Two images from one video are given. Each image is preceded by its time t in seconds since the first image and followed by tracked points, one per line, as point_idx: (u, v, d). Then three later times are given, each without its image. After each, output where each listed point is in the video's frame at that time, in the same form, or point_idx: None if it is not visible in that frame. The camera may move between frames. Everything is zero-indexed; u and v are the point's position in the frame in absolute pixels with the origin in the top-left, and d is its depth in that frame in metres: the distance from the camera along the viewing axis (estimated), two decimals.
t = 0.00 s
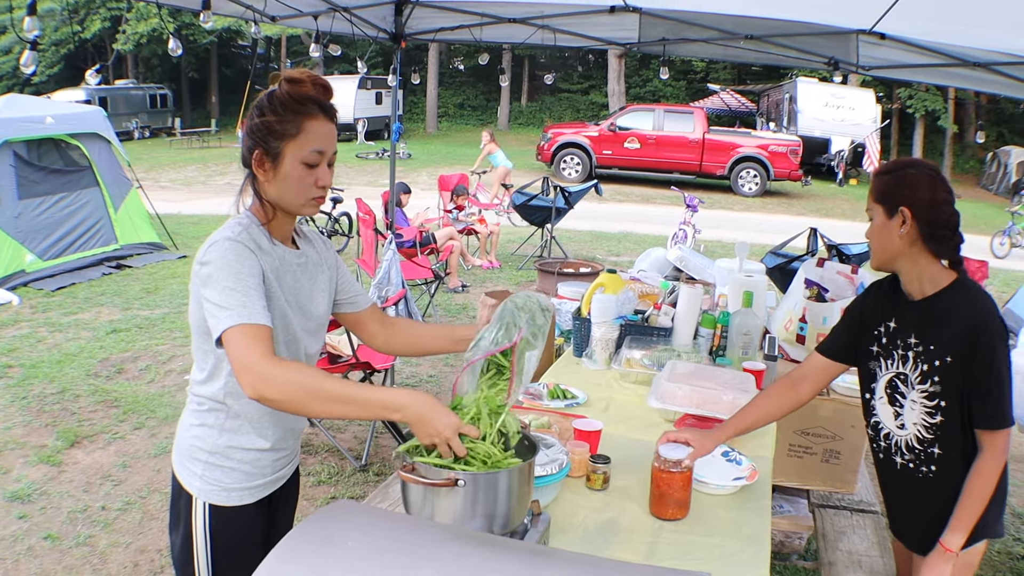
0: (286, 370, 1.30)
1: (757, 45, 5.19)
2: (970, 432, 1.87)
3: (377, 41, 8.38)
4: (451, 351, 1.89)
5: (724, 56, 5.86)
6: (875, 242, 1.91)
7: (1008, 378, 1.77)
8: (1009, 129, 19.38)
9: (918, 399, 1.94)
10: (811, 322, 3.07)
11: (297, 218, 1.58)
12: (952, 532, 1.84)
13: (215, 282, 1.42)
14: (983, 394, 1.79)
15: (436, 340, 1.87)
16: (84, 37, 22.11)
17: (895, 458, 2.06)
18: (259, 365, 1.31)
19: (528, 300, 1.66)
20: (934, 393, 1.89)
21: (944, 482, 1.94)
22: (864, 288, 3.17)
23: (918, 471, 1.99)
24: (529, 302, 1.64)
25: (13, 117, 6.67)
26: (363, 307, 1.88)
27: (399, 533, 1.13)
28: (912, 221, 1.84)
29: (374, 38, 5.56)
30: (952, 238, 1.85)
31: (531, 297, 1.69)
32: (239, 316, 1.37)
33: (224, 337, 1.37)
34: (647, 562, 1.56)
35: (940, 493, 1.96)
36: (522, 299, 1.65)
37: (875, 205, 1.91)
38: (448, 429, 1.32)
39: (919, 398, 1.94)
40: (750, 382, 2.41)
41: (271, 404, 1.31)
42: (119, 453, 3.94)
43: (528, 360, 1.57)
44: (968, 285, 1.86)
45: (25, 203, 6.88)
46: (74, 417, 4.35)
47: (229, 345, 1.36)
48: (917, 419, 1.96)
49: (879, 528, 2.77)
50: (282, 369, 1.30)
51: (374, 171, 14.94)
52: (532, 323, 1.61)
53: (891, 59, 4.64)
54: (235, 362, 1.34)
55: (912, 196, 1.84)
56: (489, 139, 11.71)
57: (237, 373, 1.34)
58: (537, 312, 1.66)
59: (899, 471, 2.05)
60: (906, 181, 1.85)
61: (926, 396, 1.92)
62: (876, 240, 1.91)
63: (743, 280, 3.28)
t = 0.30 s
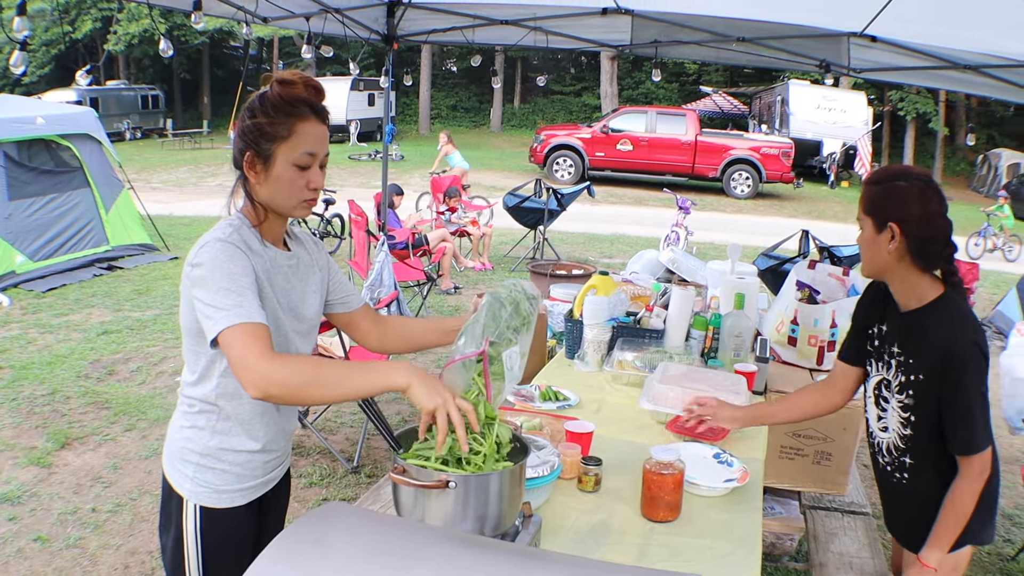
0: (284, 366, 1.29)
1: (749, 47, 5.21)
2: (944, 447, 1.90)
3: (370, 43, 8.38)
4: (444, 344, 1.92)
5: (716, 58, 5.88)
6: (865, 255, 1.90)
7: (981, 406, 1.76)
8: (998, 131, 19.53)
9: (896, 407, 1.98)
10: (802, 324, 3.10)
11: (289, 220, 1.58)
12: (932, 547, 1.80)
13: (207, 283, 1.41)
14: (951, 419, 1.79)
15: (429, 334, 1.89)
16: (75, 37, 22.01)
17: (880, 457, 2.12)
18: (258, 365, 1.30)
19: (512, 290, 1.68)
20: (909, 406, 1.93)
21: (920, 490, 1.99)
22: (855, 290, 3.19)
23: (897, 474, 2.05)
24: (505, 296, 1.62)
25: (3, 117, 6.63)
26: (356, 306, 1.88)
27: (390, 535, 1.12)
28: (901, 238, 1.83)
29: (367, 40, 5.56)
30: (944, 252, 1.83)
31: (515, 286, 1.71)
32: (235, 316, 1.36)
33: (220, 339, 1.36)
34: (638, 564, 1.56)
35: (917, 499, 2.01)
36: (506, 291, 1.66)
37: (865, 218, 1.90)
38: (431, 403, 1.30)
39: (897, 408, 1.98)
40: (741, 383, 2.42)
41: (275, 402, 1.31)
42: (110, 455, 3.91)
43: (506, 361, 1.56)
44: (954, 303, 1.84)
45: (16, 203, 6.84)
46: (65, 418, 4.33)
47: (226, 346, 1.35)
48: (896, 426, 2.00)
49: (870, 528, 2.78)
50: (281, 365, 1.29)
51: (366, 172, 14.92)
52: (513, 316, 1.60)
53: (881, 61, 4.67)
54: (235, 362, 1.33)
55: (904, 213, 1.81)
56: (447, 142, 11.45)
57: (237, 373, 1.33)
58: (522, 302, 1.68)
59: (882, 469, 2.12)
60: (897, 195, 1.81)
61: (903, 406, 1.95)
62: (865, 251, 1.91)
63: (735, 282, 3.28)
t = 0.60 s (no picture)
0: (288, 364, 1.30)
1: (750, 49, 5.21)
2: (932, 434, 1.89)
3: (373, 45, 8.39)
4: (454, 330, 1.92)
5: (718, 60, 5.87)
6: (860, 252, 1.91)
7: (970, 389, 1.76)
8: (1000, 133, 19.54)
9: (890, 397, 1.97)
10: (804, 326, 3.10)
11: (290, 221, 1.58)
12: (917, 526, 1.79)
13: (207, 284, 1.41)
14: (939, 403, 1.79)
15: (438, 320, 1.89)
16: (77, 40, 22.04)
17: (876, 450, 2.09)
18: (260, 363, 1.31)
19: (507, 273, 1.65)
20: (901, 393, 1.92)
21: (911, 479, 1.97)
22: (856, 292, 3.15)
23: (892, 465, 2.03)
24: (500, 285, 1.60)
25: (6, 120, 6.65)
26: (361, 298, 1.87)
27: (391, 535, 1.12)
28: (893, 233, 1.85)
29: (368, 42, 5.56)
30: (933, 247, 1.84)
31: (511, 269, 1.67)
32: (237, 316, 1.36)
33: (222, 340, 1.36)
34: (639, 566, 1.56)
35: (908, 489, 1.99)
36: (501, 276, 1.63)
37: (858, 215, 1.91)
38: (449, 374, 1.37)
39: (891, 398, 1.97)
40: (744, 385, 2.42)
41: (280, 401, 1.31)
42: (111, 456, 3.92)
43: (499, 351, 1.50)
44: (943, 297, 1.84)
45: (17, 205, 6.86)
46: (66, 419, 4.33)
47: (229, 346, 1.35)
48: (890, 417, 1.99)
49: (870, 530, 2.79)
50: (283, 363, 1.30)
51: (368, 174, 14.93)
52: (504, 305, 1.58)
53: (883, 62, 4.67)
54: (237, 361, 1.34)
55: (894, 210, 1.82)
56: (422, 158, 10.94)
57: (241, 372, 1.33)
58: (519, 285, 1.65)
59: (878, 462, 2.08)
60: (887, 194, 1.83)
61: (895, 396, 1.95)
62: (859, 248, 1.92)
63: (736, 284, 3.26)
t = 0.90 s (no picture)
0: (311, 360, 1.31)
1: (753, 50, 5.20)
2: (936, 405, 1.96)
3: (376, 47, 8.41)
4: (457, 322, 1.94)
5: (721, 61, 5.87)
6: (849, 242, 2.06)
7: (963, 354, 1.86)
8: (1004, 134, 19.52)
9: (887, 378, 2.06)
10: (806, 327, 3.10)
11: (290, 221, 1.58)
12: (910, 480, 1.88)
13: (215, 286, 1.41)
14: (936, 370, 1.88)
15: (443, 314, 1.90)
16: (81, 41, 22.12)
17: (878, 434, 2.15)
18: (280, 361, 1.32)
19: (497, 273, 1.66)
20: (898, 370, 2.01)
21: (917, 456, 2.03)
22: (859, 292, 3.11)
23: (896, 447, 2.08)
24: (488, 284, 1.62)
25: (9, 122, 6.67)
26: (364, 293, 1.87)
27: (393, 535, 1.13)
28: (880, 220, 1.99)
29: (371, 43, 5.56)
30: (916, 232, 1.98)
31: (503, 269, 1.69)
32: (249, 317, 1.37)
33: (237, 340, 1.37)
34: (640, 566, 1.56)
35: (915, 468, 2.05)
36: (492, 276, 1.65)
37: (846, 208, 2.05)
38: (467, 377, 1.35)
39: (888, 379, 2.06)
40: (745, 386, 2.42)
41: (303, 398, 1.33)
42: (114, 457, 3.93)
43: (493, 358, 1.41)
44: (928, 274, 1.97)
45: (21, 207, 6.87)
46: (69, 420, 4.34)
47: (243, 345, 1.37)
48: (889, 397, 2.07)
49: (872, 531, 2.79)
50: (307, 361, 1.31)
51: (371, 175, 14.95)
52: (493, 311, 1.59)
53: (885, 63, 4.66)
54: (255, 360, 1.35)
55: (877, 198, 1.97)
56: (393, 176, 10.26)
57: (261, 372, 1.34)
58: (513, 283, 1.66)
59: (881, 447, 2.15)
60: (871, 185, 1.99)
61: (893, 375, 2.04)
62: (849, 238, 2.06)
63: (738, 285, 3.24)
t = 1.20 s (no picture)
0: (308, 368, 1.32)
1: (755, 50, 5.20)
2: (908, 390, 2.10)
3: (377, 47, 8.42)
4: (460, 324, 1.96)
5: (722, 61, 5.87)
6: (845, 238, 2.21)
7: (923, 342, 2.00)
8: (1007, 134, 19.52)
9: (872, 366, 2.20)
10: (807, 327, 3.10)
11: (291, 222, 1.58)
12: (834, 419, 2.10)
13: (213, 290, 1.42)
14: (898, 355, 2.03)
15: (445, 316, 1.92)
16: (84, 43, 22.18)
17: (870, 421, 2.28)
18: (277, 368, 1.33)
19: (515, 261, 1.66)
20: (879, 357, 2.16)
21: (901, 442, 2.15)
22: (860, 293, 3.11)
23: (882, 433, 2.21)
24: (505, 271, 1.62)
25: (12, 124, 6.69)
26: (364, 294, 1.88)
27: (392, 535, 1.13)
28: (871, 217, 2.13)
29: (372, 44, 5.56)
30: (905, 229, 2.12)
31: (521, 260, 1.68)
32: (248, 321, 1.38)
33: (235, 344, 1.37)
34: (640, 566, 1.56)
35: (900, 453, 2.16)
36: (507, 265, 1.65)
37: (841, 206, 2.21)
38: (460, 391, 1.34)
39: (873, 366, 2.20)
40: (745, 386, 2.41)
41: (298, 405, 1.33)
42: (116, 458, 3.93)
43: (504, 343, 1.51)
44: (914, 268, 2.08)
45: (24, 209, 6.89)
46: (71, 422, 4.35)
47: (240, 349, 1.37)
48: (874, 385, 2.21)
49: (874, 532, 2.77)
50: (306, 368, 1.32)
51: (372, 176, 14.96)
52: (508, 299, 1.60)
53: (887, 63, 4.66)
54: (252, 365, 1.35)
55: (869, 195, 2.12)
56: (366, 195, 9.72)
57: (256, 377, 1.35)
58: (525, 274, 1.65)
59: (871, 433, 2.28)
60: (864, 183, 2.14)
61: (876, 362, 2.18)
62: (845, 234, 2.21)
63: (738, 285, 3.24)
